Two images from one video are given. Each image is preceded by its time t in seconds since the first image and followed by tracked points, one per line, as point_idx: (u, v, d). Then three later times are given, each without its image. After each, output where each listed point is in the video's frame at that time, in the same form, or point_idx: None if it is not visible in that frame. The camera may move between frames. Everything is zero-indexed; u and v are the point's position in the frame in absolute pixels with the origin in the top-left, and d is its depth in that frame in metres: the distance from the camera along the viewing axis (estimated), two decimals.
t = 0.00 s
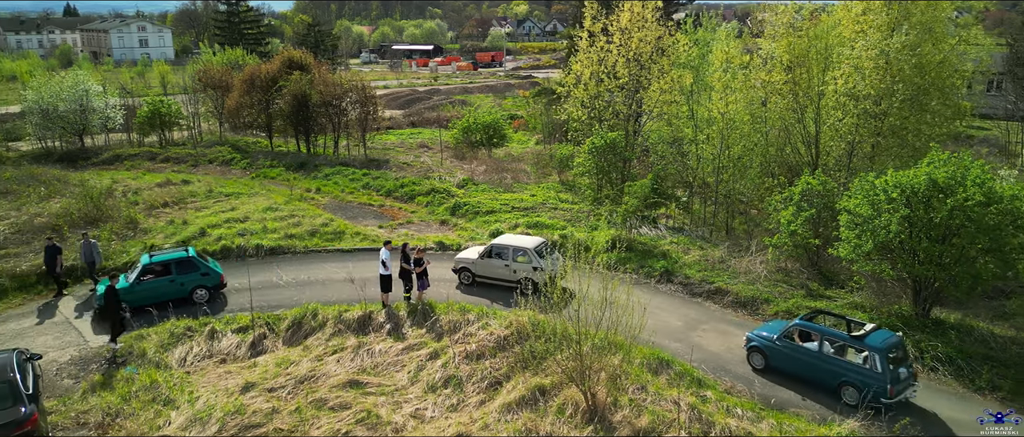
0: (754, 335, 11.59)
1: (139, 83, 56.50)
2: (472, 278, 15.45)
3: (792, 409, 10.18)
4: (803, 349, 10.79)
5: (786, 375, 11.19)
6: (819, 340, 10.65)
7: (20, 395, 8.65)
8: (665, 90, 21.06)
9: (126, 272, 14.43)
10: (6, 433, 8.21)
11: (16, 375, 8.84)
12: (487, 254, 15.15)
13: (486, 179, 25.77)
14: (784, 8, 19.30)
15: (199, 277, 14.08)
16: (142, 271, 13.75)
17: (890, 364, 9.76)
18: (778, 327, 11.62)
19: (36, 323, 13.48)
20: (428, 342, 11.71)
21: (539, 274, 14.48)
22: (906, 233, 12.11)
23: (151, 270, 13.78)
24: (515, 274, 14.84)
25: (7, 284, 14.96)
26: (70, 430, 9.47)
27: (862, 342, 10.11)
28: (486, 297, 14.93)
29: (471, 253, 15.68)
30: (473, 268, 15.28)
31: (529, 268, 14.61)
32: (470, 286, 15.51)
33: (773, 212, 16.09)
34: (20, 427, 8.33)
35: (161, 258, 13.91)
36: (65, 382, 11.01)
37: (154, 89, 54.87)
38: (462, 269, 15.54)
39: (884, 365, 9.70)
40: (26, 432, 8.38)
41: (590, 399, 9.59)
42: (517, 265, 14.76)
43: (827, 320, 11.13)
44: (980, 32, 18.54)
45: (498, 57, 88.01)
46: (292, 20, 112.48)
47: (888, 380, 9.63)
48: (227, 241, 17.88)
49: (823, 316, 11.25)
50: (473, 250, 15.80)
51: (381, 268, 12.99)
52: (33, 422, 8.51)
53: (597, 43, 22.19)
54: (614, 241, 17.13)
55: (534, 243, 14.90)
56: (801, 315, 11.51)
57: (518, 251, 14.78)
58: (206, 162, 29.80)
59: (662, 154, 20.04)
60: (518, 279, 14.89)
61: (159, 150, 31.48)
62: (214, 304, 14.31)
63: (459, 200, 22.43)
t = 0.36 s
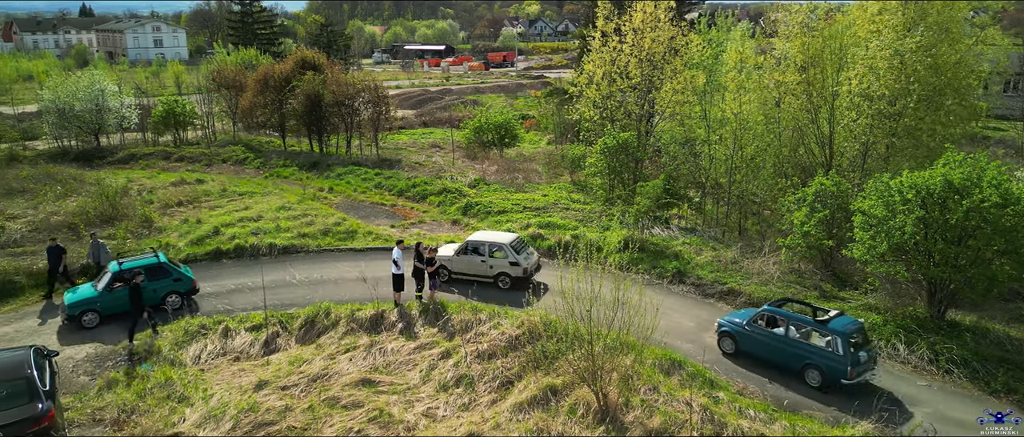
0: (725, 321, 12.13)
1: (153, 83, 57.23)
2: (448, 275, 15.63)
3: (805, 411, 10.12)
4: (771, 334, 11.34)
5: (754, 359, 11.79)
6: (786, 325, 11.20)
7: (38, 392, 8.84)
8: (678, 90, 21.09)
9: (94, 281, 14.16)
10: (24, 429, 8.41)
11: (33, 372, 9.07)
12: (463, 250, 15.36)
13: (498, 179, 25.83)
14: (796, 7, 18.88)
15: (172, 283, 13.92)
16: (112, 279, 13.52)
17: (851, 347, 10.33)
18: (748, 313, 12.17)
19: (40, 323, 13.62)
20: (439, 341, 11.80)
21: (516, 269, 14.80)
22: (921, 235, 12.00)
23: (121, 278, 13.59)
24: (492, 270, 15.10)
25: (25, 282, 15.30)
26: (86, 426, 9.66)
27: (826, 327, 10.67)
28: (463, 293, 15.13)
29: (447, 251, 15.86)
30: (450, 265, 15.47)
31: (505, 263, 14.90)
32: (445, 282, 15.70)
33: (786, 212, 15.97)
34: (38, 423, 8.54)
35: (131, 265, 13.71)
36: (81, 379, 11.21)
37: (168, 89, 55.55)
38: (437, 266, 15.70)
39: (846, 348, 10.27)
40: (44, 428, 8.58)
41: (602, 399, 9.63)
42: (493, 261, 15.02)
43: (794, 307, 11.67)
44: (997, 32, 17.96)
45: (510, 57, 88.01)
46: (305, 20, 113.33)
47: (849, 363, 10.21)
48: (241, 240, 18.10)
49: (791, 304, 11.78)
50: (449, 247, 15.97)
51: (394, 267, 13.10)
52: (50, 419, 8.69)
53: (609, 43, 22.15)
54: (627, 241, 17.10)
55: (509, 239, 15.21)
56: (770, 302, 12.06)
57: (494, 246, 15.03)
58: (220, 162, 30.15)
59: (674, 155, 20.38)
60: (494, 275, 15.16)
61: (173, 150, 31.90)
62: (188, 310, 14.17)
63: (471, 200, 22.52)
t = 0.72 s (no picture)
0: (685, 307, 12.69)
1: (159, 83, 57.55)
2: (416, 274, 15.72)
3: (809, 412, 10.10)
4: (728, 319, 11.92)
5: (712, 343, 12.40)
6: (742, 310, 11.76)
7: (44, 390, 8.87)
8: (683, 91, 21.08)
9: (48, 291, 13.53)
10: (30, 427, 8.45)
11: (39, 371, 9.15)
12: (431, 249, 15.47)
13: (502, 179, 25.84)
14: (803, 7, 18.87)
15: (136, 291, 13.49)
16: (72, 288, 13.00)
17: (802, 330, 10.94)
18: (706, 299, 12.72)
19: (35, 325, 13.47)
20: (443, 341, 11.81)
21: (484, 265, 15.08)
22: (926, 236, 11.94)
23: (82, 286, 13.07)
24: (460, 267, 15.30)
25: (30, 281, 15.39)
26: (91, 425, 9.72)
27: (778, 312, 11.23)
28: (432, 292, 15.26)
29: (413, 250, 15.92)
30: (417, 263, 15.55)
31: (473, 260, 15.13)
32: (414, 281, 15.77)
33: (792, 213, 15.91)
34: (43, 421, 8.55)
35: (92, 273, 13.22)
36: (87, 378, 11.27)
37: (174, 89, 55.78)
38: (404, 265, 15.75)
39: (797, 332, 10.87)
40: (49, 426, 8.59)
41: (605, 399, 9.62)
42: (461, 258, 15.23)
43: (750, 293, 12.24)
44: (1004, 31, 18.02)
45: (514, 57, 88.04)
46: (310, 21, 113.61)
47: (800, 345, 10.84)
48: (246, 240, 18.17)
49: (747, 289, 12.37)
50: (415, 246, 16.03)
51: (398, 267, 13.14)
52: (55, 417, 8.71)
53: (614, 43, 22.11)
54: (631, 241, 17.12)
55: (476, 236, 15.45)
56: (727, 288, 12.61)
57: (463, 244, 15.23)
58: (225, 161, 30.27)
59: (679, 155, 20.48)
60: (463, 272, 15.37)
61: (179, 149, 32.05)
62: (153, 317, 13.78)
63: (475, 200, 22.54)
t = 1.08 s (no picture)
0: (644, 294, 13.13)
1: (160, 83, 57.53)
2: (379, 274, 15.73)
3: (808, 412, 10.09)
4: (684, 305, 12.40)
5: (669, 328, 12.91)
6: (697, 297, 12.26)
7: (43, 389, 8.87)
8: (683, 91, 21.14)
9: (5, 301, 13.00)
10: (29, 427, 8.46)
11: (38, 370, 9.13)
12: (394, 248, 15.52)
13: (502, 179, 25.83)
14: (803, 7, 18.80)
15: (95, 301, 13.01)
16: (28, 298, 12.47)
17: (754, 315, 11.51)
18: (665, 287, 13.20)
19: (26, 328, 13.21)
20: (442, 341, 11.80)
21: (450, 262, 15.43)
22: (925, 236, 11.91)
23: (38, 297, 12.52)
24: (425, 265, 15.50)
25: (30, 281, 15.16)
26: (90, 424, 9.71)
27: (732, 298, 11.77)
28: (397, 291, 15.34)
29: (374, 250, 15.87)
30: (380, 263, 15.54)
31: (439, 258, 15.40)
32: (377, 282, 15.77)
33: (791, 213, 15.93)
34: (42, 421, 8.55)
35: (49, 283, 12.69)
36: (86, 378, 11.26)
37: (174, 89, 55.77)
38: (368, 266, 15.69)
39: (750, 317, 11.44)
40: (48, 426, 8.61)
41: (604, 399, 9.60)
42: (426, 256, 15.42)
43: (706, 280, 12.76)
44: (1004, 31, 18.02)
45: (515, 57, 88.02)
46: (311, 21, 113.70)
47: (753, 329, 11.41)
48: (245, 239, 18.16)
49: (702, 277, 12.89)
50: (375, 247, 15.98)
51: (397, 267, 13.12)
52: (54, 416, 8.74)
53: (614, 43, 22.06)
54: (630, 241, 17.12)
55: (439, 233, 15.69)
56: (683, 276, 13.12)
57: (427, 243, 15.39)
58: (225, 161, 30.27)
59: (680, 155, 20.57)
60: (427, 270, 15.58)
61: (179, 149, 32.04)
62: (112, 329, 13.28)
63: (475, 200, 22.53)
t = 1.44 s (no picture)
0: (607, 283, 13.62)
1: (161, 83, 57.62)
2: (345, 276, 15.59)
3: (809, 412, 10.09)
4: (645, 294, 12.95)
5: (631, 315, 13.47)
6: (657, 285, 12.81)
7: (44, 389, 8.89)
8: (685, 91, 21.16)
9: None
10: (29, 427, 8.44)
11: (39, 370, 9.13)
12: (360, 250, 15.47)
13: (503, 179, 25.83)
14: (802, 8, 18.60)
15: (54, 311, 12.57)
16: None
17: (711, 301, 12.10)
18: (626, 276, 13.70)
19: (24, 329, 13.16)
20: (443, 341, 11.80)
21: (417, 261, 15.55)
22: (926, 236, 11.93)
23: None
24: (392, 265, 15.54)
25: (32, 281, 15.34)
26: (91, 424, 9.72)
27: (690, 285, 12.34)
28: (365, 292, 15.25)
29: (338, 252, 15.74)
30: (346, 265, 15.42)
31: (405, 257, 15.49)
32: (343, 284, 15.62)
33: (791, 213, 15.92)
34: (43, 420, 8.56)
35: (6, 293, 12.23)
36: (87, 377, 11.28)
37: (175, 89, 55.83)
38: (333, 268, 15.52)
39: (707, 303, 12.01)
40: (49, 426, 8.57)
41: (605, 399, 9.61)
42: (393, 256, 15.47)
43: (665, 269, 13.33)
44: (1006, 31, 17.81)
45: (516, 57, 88.00)
46: (312, 21, 113.83)
47: (709, 315, 12.00)
48: (246, 239, 18.18)
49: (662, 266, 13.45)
50: (339, 249, 15.84)
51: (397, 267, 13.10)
52: (55, 416, 8.71)
53: (615, 43, 22.03)
54: (630, 241, 17.13)
55: (404, 233, 15.78)
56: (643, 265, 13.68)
57: (394, 243, 15.49)
58: (226, 161, 30.30)
59: (680, 155, 20.46)
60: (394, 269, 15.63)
61: (180, 149, 32.07)
62: (72, 338, 12.82)
63: (476, 200, 22.54)
